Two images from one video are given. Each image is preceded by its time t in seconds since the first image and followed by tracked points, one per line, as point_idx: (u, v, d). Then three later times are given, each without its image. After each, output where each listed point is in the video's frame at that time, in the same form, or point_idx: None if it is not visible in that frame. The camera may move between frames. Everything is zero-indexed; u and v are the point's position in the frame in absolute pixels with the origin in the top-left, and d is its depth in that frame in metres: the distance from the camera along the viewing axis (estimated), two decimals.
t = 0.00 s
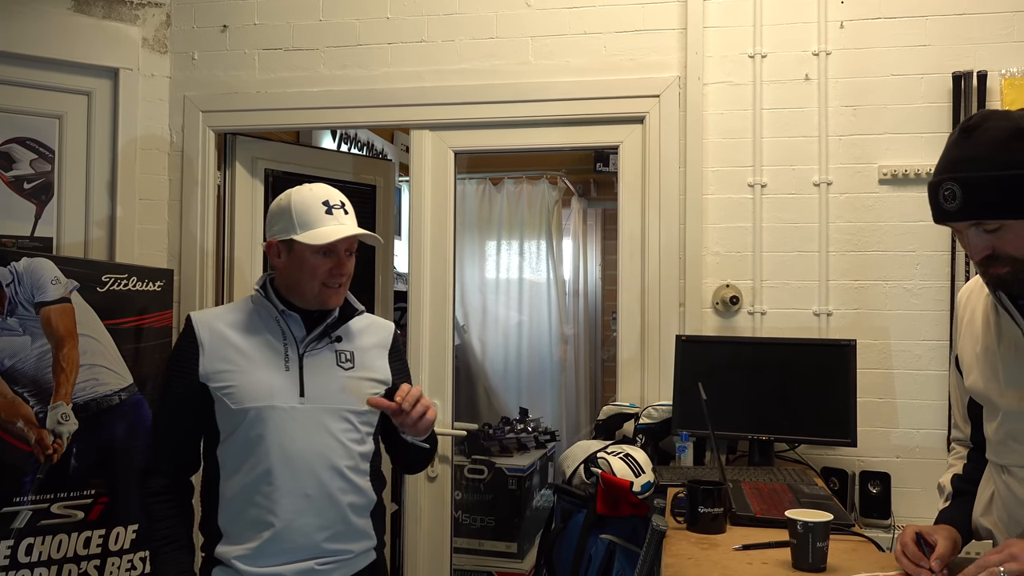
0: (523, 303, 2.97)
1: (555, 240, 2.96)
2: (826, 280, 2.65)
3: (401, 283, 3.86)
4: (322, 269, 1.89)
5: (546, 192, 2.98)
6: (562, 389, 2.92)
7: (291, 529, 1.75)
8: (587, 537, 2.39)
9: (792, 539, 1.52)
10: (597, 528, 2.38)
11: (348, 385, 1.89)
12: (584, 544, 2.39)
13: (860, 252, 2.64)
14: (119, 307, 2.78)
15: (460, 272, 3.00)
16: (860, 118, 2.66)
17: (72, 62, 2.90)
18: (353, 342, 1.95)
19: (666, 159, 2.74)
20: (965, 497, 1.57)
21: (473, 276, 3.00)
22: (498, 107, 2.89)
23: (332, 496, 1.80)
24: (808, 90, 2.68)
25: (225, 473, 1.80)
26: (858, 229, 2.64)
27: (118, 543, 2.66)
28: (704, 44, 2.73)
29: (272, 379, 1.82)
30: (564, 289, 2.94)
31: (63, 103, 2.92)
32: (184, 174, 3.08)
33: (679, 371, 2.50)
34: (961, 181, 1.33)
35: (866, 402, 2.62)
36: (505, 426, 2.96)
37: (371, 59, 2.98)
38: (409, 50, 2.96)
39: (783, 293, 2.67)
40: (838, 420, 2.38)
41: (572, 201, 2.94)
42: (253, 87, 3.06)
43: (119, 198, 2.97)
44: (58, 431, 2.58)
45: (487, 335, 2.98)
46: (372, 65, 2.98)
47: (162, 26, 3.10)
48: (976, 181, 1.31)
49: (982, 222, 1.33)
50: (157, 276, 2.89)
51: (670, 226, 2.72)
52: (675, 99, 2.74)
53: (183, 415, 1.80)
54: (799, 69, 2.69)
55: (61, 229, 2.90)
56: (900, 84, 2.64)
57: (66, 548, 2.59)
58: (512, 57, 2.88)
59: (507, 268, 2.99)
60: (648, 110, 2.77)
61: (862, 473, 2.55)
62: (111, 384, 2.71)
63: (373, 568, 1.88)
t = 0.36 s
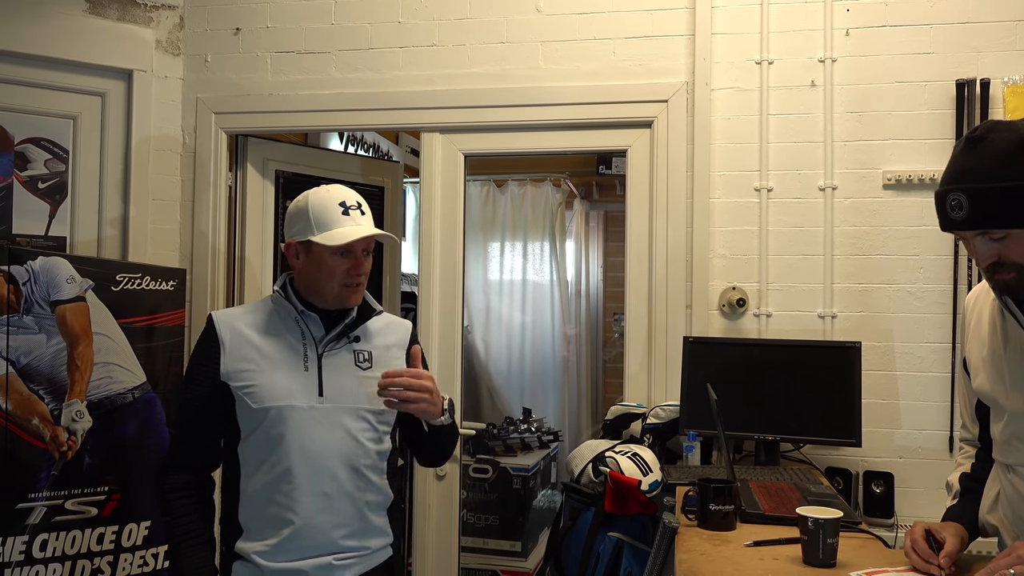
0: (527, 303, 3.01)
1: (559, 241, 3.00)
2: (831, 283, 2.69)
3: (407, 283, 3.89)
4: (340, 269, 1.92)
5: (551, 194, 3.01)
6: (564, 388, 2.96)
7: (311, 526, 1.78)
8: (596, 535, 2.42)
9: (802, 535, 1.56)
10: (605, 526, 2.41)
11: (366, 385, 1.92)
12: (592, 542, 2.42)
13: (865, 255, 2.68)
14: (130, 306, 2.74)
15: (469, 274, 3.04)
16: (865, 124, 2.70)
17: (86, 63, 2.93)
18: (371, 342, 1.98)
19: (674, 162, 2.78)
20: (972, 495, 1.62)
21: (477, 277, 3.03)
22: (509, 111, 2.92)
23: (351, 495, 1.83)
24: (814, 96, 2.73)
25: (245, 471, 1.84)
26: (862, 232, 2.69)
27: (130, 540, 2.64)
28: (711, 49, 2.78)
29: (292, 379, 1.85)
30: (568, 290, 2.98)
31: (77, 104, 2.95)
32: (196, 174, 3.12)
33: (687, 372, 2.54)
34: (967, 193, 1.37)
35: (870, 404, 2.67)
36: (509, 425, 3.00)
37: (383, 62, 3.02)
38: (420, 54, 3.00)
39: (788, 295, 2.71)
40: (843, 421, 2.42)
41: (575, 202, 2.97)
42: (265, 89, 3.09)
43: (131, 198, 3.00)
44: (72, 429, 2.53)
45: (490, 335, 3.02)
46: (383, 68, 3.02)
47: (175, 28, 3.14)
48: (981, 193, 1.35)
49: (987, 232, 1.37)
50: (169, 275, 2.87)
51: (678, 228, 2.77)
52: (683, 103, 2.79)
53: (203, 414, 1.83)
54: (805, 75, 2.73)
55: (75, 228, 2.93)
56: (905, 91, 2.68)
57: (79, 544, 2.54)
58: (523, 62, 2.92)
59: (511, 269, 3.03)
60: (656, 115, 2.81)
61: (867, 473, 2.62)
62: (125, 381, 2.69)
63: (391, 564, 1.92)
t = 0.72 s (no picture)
0: (529, 305, 3.04)
1: (560, 244, 3.02)
2: (831, 287, 2.73)
3: (410, 285, 3.92)
4: (338, 272, 1.95)
5: (552, 198, 3.04)
6: (565, 390, 3.00)
7: (324, 526, 1.81)
8: (599, 534, 2.44)
9: (806, 533, 1.58)
10: (609, 526, 2.43)
11: (374, 386, 1.94)
12: (596, 541, 2.45)
13: (865, 259, 2.72)
14: (140, 306, 2.73)
15: (473, 277, 3.07)
16: (866, 130, 2.74)
17: (96, 66, 2.96)
18: (377, 343, 2.01)
19: (677, 166, 2.82)
20: (972, 494, 1.65)
21: (479, 281, 3.07)
22: (514, 115, 2.96)
23: (362, 494, 1.86)
24: (816, 102, 2.77)
25: (257, 472, 1.86)
26: (863, 237, 2.73)
27: (138, 538, 2.63)
28: (714, 56, 2.82)
29: (301, 382, 1.88)
30: (569, 293, 3.01)
31: (86, 107, 2.98)
32: (203, 177, 3.15)
33: (689, 374, 2.57)
34: (968, 202, 1.40)
35: (870, 405, 2.70)
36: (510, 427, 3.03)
37: (389, 67, 3.06)
38: (426, 58, 3.03)
39: (790, 298, 2.75)
40: (843, 423, 2.46)
41: (575, 206, 3.01)
42: (273, 92, 3.13)
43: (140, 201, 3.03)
44: (81, 428, 2.52)
45: (492, 337, 3.05)
46: (390, 72, 3.05)
47: (183, 32, 3.17)
48: (982, 202, 1.38)
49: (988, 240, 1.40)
50: (178, 277, 2.85)
51: (681, 232, 2.80)
52: (686, 109, 2.82)
53: (212, 415, 1.86)
54: (807, 81, 2.77)
55: (84, 230, 2.95)
56: (905, 97, 2.72)
57: (88, 542, 2.52)
58: (528, 67, 2.96)
59: (512, 272, 3.06)
60: (660, 120, 2.85)
61: (868, 473, 2.66)
62: (135, 381, 2.67)
63: (400, 561, 1.95)
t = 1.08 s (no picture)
0: (531, 302, 3.06)
1: (563, 242, 3.04)
2: (834, 283, 2.74)
3: (414, 284, 3.94)
4: (346, 265, 1.97)
5: (555, 196, 3.06)
6: (567, 385, 3.01)
7: (328, 518, 1.83)
8: (604, 529, 2.46)
9: (810, 525, 1.60)
10: (614, 521, 2.45)
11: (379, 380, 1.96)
12: (600, 536, 2.46)
13: (867, 255, 2.74)
14: (149, 304, 2.76)
15: (476, 275, 3.09)
16: (867, 126, 2.76)
17: (102, 66, 2.98)
18: (383, 337, 2.02)
19: (679, 163, 2.84)
20: (975, 486, 1.66)
21: (482, 278, 3.09)
22: (517, 113, 2.98)
23: (367, 487, 1.88)
24: (817, 99, 2.78)
25: (264, 466, 1.89)
26: (864, 233, 2.74)
27: (146, 535, 2.64)
28: (716, 53, 2.83)
29: (307, 376, 1.90)
30: (571, 290, 3.02)
31: (92, 106, 3.00)
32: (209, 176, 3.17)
33: (693, 369, 2.59)
34: (968, 199, 1.42)
35: (872, 400, 2.72)
36: (513, 424, 3.05)
37: (393, 66, 3.07)
38: (430, 57, 3.05)
39: (792, 294, 2.77)
40: (845, 418, 2.49)
41: (577, 205, 3.02)
42: (277, 91, 3.15)
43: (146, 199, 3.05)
44: (89, 425, 2.54)
45: (494, 335, 3.07)
46: (394, 71, 3.07)
47: (189, 32, 3.19)
48: (981, 199, 1.40)
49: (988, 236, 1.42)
50: (183, 274, 2.87)
51: (684, 228, 2.82)
52: (688, 106, 2.84)
53: (221, 411, 1.89)
54: (808, 79, 2.79)
55: (90, 228, 2.97)
56: (907, 94, 2.74)
57: (96, 539, 2.54)
58: (531, 65, 2.98)
59: (514, 270, 3.08)
60: (662, 117, 2.87)
61: (869, 468, 2.68)
62: (141, 379, 2.69)
63: (407, 555, 1.97)
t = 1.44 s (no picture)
0: (538, 300, 3.06)
1: (568, 240, 3.02)
2: (841, 277, 2.74)
3: (420, 282, 3.95)
4: (350, 256, 1.99)
5: (559, 193, 3.05)
6: (574, 381, 3.01)
7: (340, 514, 1.84)
8: (612, 525, 2.46)
9: (820, 519, 1.60)
10: (622, 517, 2.45)
11: (387, 376, 1.97)
12: (609, 532, 2.46)
13: (874, 249, 2.73)
14: (156, 304, 2.77)
15: (482, 274, 3.09)
16: (873, 120, 2.75)
17: (107, 67, 2.99)
18: (389, 334, 2.03)
19: (685, 159, 2.84)
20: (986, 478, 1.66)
21: (488, 277, 3.09)
22: (522, 110, 2.98)
23: (377, 483, 1.89)
24: (823, 94, 2.78)
25: (274, 463, 1.89)
26: (871, 227, 2.73)
27: (155, 534, 2.65)
28: (721, 49, 2.83)
29: (315, 373, 1.90)
30: (578, 288, 3.02)
31: (98, 107, 3.01)
32: (215, 176, 3.17)
33: (700, 365, 2.58)
34: (976, 191, 1.41)
35: (881, 395, 2.71)
36: (520, 422, 3.05)
37: (397, 64, 3.08)
38: (434, 55, 3.05)
39: (799, 289, 2.76)
40: (853, 413, 2.48)
41: (583, 203, 3.01)
42: (282, 91, 3.15)
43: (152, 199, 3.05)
44: (98, 425, 2.55)
45: (501, 333, 3.07)
46: (398, 69, 3.08)
47: (193, 33, 3.19)
48: (989, 191, 1.39)
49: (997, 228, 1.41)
50: (191, 275, 2.87)
51: (691, 224, 2.82)
52: (693, 102, 2.84)
53: (231, 408, 1.89)
54: (813, 73, 2.78)
55: (97, 229, 2.98)
56: (913, 88, 2.73)
57: (106, 538, 2.54)
58: (535, 63, 2.98)
59: (520, 268, 3.08)
60: (667, 113, 2.87)
61: (878, 463, 2.68)
62: (149, 379, 2.70)
63: (416, 551, 1.97)
